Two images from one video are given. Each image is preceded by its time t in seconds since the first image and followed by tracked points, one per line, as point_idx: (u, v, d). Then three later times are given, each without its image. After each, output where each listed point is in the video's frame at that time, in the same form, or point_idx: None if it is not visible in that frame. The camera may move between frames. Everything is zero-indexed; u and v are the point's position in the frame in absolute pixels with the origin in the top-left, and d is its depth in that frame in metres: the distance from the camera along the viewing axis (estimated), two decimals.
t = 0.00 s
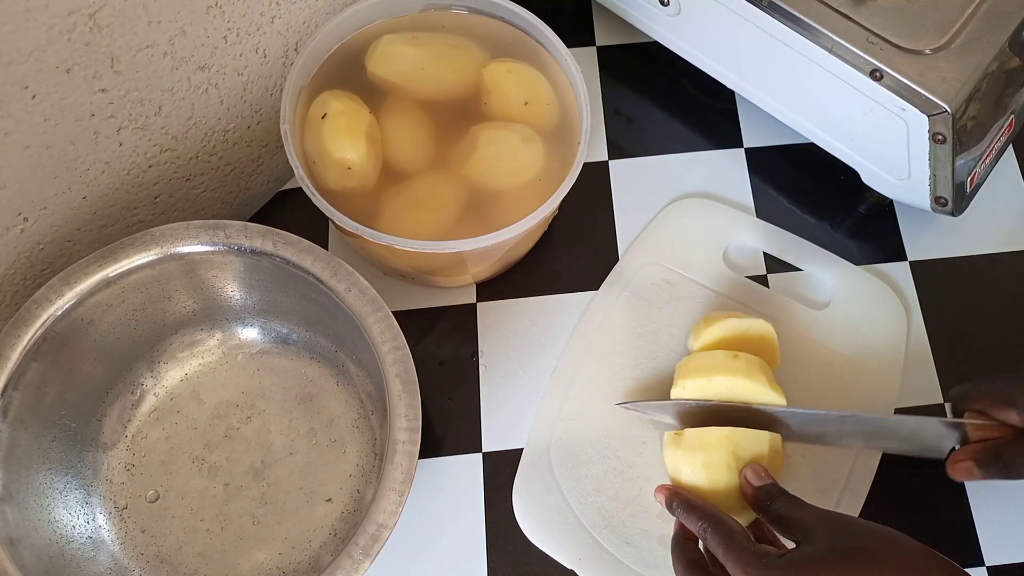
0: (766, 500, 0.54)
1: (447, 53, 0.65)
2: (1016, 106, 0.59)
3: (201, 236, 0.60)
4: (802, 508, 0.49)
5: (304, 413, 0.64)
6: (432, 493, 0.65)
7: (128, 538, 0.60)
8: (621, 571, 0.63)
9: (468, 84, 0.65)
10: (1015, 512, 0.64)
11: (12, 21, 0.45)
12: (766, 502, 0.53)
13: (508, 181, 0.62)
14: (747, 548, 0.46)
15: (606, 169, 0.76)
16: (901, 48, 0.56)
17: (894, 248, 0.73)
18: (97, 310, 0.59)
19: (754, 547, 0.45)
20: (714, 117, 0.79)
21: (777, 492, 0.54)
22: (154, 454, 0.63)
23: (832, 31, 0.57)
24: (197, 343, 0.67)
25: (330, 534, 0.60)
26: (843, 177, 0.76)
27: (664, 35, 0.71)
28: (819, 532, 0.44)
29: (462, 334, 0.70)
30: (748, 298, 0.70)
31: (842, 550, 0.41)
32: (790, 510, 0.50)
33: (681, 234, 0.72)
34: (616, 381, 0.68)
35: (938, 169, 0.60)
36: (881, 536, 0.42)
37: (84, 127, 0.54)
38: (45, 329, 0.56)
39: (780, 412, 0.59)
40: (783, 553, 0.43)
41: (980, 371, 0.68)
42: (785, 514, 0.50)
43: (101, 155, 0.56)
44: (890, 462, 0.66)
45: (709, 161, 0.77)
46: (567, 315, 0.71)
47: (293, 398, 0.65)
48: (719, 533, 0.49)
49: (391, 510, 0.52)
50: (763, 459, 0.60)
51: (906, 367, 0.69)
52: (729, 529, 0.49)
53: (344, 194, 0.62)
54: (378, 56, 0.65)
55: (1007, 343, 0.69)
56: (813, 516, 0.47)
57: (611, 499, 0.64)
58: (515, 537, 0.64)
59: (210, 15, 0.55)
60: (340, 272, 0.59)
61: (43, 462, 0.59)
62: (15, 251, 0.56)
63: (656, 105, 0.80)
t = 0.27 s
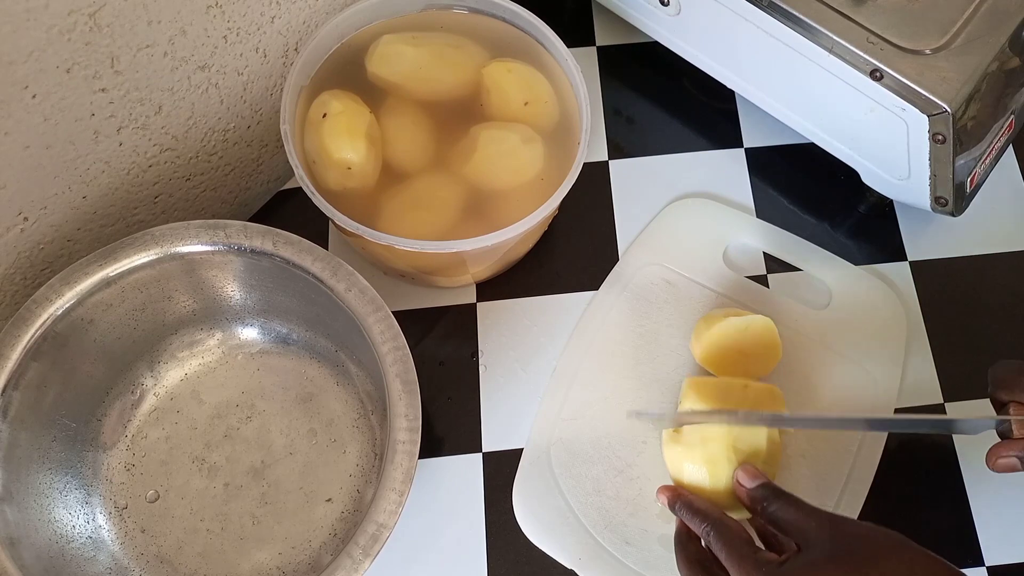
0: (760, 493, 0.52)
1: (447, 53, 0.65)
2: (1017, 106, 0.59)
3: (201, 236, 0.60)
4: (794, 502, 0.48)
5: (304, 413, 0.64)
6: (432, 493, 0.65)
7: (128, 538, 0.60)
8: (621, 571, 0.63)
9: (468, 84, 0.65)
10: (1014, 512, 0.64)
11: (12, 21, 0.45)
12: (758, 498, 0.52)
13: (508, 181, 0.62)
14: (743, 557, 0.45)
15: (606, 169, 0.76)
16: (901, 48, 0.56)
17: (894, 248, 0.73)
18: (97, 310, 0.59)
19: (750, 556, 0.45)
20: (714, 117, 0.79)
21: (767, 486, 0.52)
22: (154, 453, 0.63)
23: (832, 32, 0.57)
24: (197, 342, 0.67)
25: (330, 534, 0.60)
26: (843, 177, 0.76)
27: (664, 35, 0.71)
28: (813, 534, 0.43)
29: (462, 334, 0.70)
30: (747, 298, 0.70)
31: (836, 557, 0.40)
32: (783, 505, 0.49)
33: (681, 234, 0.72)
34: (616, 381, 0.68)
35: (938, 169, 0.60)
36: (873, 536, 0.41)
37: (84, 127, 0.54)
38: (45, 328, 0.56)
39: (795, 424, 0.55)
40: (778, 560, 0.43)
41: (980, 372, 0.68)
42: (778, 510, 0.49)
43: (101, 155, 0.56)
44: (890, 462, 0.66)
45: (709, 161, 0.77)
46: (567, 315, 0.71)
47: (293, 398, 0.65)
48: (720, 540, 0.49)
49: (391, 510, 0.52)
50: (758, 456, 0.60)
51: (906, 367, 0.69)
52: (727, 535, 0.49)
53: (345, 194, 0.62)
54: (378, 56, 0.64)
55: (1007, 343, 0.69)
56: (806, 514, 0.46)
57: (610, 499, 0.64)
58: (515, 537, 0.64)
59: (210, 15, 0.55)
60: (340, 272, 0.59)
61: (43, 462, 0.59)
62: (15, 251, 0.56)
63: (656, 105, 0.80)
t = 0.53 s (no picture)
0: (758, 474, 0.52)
1: (447, 53, 0.65)
2: (1016, 106, 0.59)
3: (201, 236, 0.60)
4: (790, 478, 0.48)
5: (304, 413, 0.64)
6: (432, 494, 0.65)
7: (128, 538, 0.60)
8: (621, 571, 0.63)
9: (469, 84, 0.65)
10: (1015, 512, 0.64)
11: (12, 21, 0.45)
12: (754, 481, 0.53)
13: (508, 181, 0.62)
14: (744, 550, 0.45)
15: (606, 169, 0.76)
16: (900, 48, 0.56)
17: (894, 248, 0.73)
18: (97, 310, 0.59)
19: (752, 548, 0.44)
20: (714, 116, 0.79)
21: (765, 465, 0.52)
22: (154, 453, 0.63)
23: (832, 31, 0.57)
24: (197, 343, 0.67)
25: (330, 534, 0.60)
26: (843, 176, 0.76)
27: (663, 35, 0.71)
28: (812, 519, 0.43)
29: (462, 334, 0.70)
30: (747, 298, 0.70)
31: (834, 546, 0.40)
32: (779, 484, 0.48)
33: (681, 234, 0.72)
34: (616, 381, 0.68)
35: (938, 169, 0.60)
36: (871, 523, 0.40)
37: (84, 127, 0.54)
38: (45, 328, 0.56)
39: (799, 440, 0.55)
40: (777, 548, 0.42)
41: (980, 372, 0.68)
42: (775, 489, 0.48)
43: (101, 155, 0.56)
44: (891, 462, 0.66)
45: (709, 161, 0.77)
46: (567, 315, 0.71)
47: (293, 398, 0.65)
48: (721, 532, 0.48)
49: (391, 510, 0.52)
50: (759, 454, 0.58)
51: (906, 367, 0.69)
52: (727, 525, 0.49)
53: (344, 194, 0.62)
54: (378, 56, 0.64)
55: (1007, 343, 0.69)
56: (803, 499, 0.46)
57: (611, 499, 0.64)
58: (515, 537, 0.64)
59: (210, 15, 0.55)
60: (340, 272, 0.59)
61: (43, 462, 0.59)
62: (15, 250, 0.56)
63: (656, 105, 0.80)
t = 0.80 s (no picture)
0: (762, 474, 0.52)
1: (447, 53, 0.65)
2: (1016, 106, 0.59)
3: (201, 236, 0.60)
4: (800, 484, 0.48)
5: (304, 413, 0.64)
6: (432, 493, 0.65)
7: (128, 538, 0.60)
8: (621, 571, 0.63)
9: (469, 84, 0.65)
10: (1015, 512, 0.64)
11: (12, 21, 0.45)
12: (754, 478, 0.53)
13: (508, 181, 0.62)
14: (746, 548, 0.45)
15: (606, 169, 0.76)
16: (900, 48, 0.56)
17: (894, 248, 0.73)
18: (97, 310, 0.59)
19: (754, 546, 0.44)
20: (714, 116, 0.79)
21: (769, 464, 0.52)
22: (154, 454, 0.63)
23: (832, 31, 0.57)
24: (197, 343, 0.67)
25: (330, 534, 0.60)
26: (843, 177, 0.76)
27: (664, 35, 0.71)
28: (816, 519, 0.43)
29: (462, 334, 0.70)
30: (748, 298, 0.70)
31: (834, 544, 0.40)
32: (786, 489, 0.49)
33: (681, 234, 0.72)
34: (615, 381, 0.68)
35: (938, 169, 0.60)
36: (873, 523, 0.40)
37: (84, 127, 0.54)
38: (45, 328, 0.56)
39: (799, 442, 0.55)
40: (778, 545, 0.43)
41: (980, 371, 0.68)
42: (777, 488, 0.49)
43: (101, 155, 0.56)
44: (891, 462, 0.66)
45: (709, 161, 0.77)
46: (567, 315, 0.71)
47: (293, 398, 0.65)
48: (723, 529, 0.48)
49: (391, 510, 0.52)
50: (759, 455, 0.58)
51: (906, 367, 0.69)
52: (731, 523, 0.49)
53: (344, 194, 0.62)
54: (378, 56, 0.64)
55: (1007, 342, 0.69)
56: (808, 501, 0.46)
57: (611, 499, 0.64)
58: (514, 537, 0.64)
59: (210, 15, 0.55)
60: (340, 272, 0.59)
61: (43, 462, 0.59)
62: (15, 250, 0.56)
63: (656, 105, 0.80)
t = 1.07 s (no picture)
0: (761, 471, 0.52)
1: (447, 53, 0.65)
2: (1016, 106, 0.59)
3: (201, 236, 0.60)
4: (799, 481, 0.48)
5: (304, 413, 0.64)
6: (432, 493, 0.65)
7: (128, 538, 0.60)
8: (621, 571, 0.63)
9: (469, 84, 0.65)
10: (1015, 512, 0.64)
11: (12, 21, 0.45)
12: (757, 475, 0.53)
13: (508, 181, 0.62)
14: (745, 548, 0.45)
15: (606, 169, 0.76)
16: (901, 49, 0.56)
17: (894, 249, 0.73)
18: (97, 310, 0.59)
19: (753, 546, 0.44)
20: (714, 116, 0.79)
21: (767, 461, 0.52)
22: (154, 454, 0.63)
23: (833, 32, 0.57)
24: (197, 343, 0.67)
25: (330, 534, 0.60)
26: (843, 177, 0.76)
27: (664, 35, 0.71)
28: (814, 517, 0.43)
29: (462, 334, 0.70)
30: (747, 298, 0.70)
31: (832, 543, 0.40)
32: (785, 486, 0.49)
33: (681, 234, 0.72)
34: (615, 381, 0.68)
35: (938, 169, 0.60)
36: (871, 520, 0.40)
37: (84, 127, 0.54)
38: (45, 328, 0.56)
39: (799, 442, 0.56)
40: (776, 544, 0.43)
41: (979, 372, 0.68)
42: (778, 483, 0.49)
43: (101, 155, 0.56)
44: (890, 462, 0.66)
45: (709, 161, 0.77)
46: (566, 315, 0.71)
47: (293, 398, 0.65)
48: (722, 529, 0.49)
49: (391, 510, 0.52)
50: (759, 455, 0.58)
51: (906, 367, 0.69)
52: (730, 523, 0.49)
53: (345, 194, 0.62)
54: (378, 56, 0.64)
55: (1007, 342, 0.69)
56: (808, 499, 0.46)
57: (610, 499, 0.64)
58: (514, 537, 0.64)
59: (210, 15, 0.55)
60: (340, 272, 0.59)
61: (43, 462, 0.59)
62: (15, 250, 0.56)
63: (656, 105, 0.80)
